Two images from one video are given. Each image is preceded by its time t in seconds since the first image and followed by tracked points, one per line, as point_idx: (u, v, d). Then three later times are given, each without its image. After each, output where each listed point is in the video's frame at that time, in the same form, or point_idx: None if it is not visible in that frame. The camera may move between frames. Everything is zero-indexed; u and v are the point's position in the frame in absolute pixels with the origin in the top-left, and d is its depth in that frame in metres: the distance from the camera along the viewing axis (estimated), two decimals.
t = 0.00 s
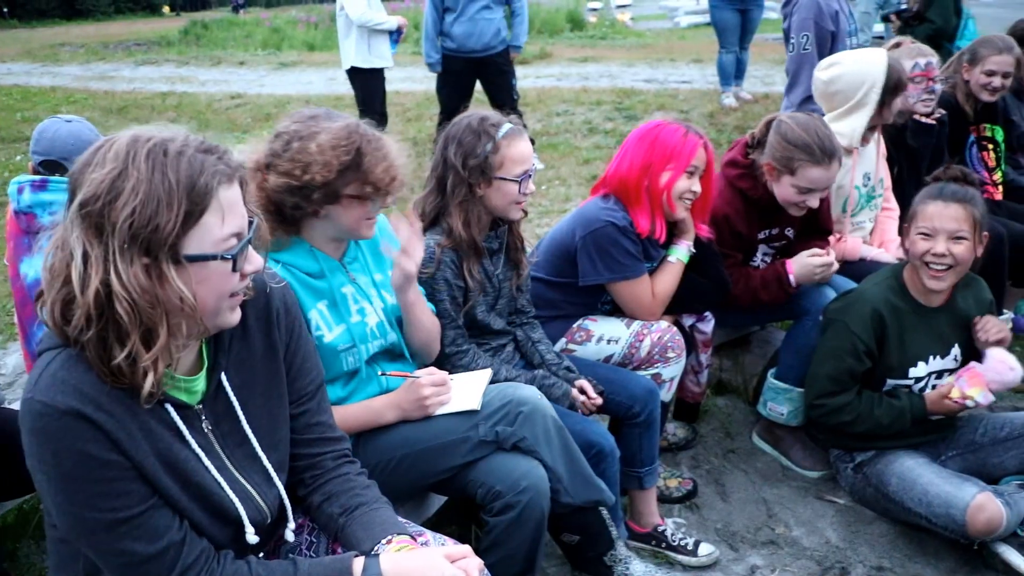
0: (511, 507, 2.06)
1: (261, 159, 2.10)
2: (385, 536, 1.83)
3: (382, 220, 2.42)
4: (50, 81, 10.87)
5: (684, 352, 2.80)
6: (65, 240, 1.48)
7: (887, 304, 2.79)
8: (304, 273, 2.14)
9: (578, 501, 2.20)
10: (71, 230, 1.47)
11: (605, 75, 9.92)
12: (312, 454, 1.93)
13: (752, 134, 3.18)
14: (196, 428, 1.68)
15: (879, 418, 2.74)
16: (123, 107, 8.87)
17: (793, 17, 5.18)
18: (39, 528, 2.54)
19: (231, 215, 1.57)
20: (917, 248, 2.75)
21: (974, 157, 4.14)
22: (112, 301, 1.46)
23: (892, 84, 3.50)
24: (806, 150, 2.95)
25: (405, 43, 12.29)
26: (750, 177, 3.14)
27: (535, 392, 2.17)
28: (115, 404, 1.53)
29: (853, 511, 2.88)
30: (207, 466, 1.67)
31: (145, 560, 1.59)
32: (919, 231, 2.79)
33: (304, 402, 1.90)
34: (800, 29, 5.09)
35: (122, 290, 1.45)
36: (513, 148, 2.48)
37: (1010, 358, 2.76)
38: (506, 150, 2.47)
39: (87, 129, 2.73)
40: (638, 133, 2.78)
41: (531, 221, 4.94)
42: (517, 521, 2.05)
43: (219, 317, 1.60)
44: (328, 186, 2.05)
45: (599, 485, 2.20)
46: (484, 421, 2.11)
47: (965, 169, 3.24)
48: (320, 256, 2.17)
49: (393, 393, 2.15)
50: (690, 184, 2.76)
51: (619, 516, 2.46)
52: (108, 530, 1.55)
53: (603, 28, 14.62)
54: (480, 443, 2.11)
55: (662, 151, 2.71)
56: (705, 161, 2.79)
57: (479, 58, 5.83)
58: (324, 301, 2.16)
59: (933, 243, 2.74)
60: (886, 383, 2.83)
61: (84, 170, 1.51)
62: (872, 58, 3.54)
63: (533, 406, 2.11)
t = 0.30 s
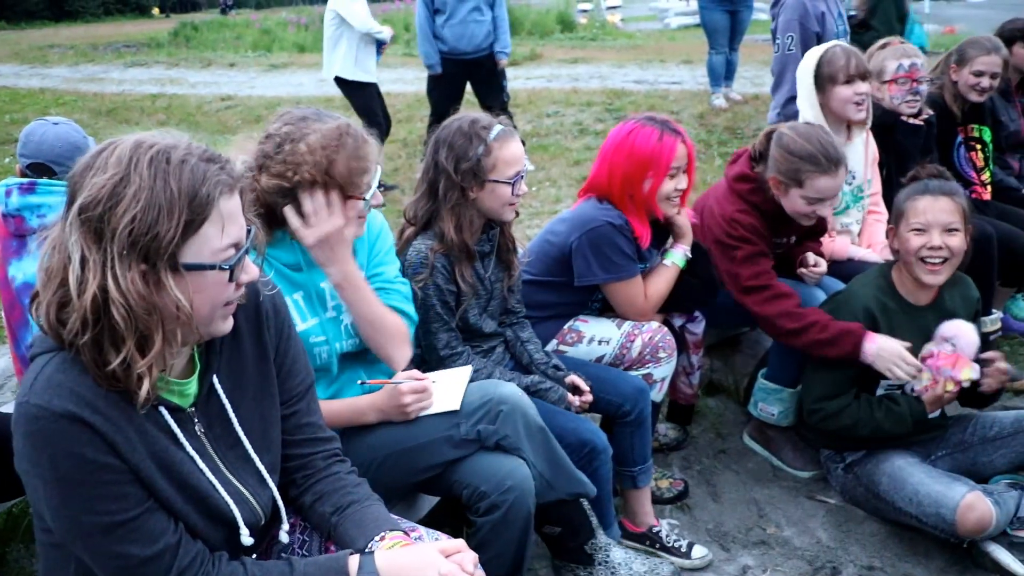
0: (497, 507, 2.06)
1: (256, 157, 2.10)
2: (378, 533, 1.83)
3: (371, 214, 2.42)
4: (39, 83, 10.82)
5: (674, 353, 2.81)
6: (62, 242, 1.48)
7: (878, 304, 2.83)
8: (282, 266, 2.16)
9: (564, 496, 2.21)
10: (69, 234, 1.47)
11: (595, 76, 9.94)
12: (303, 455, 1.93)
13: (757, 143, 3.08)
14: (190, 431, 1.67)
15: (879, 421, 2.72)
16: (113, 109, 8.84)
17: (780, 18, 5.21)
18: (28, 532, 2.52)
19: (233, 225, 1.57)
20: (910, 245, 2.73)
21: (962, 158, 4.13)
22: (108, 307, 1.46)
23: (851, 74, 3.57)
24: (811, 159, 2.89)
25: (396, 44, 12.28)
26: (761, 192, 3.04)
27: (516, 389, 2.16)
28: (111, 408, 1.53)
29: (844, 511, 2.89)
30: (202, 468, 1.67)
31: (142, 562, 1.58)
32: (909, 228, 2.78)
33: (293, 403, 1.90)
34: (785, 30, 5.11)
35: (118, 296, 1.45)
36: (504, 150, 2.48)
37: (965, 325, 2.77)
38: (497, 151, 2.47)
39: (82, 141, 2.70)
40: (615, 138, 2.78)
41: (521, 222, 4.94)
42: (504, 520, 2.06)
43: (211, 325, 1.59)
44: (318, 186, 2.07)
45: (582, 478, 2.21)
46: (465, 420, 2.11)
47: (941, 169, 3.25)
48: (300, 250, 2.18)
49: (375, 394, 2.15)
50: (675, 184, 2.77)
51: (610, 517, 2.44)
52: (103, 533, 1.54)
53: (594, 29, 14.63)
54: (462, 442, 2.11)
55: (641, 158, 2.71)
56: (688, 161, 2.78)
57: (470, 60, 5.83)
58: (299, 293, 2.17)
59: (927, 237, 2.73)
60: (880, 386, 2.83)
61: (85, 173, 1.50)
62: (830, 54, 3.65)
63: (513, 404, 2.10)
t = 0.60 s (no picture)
0: (492, 513, 2.06)
1: (265, 159, 2.08)
2: (374, 526, 1.83)
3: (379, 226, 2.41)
4: (28, 86, 10.78)
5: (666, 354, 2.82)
6: (53, 248, 1.47)
7: (871, 304, 2.85)
8: (284, 276, 2.14)
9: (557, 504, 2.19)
10: (59, 240, 1.46)
11: (585, 78, 9.94)
12: (293, 453, 1.92)
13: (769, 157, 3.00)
14: (184, 434, 1.67)
15: (872, 421, 2.74)
16: (102, 112, 8.81)
17: (769, 20, 5.22)
18: (17, 537, 2.51)
19: (220, 230, 1.57)
20: (906, 245, 2.74)
21: (952, 159, 4.15)
22: (99, 312, 1.46)
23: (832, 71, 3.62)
24: (826, 182, 2.80)
25: (387, 46, 12.27)
26: (775, 212, 2.97)
27: (514, 397, 2.16)
28: (108, 411, 1.53)
29: (836, 511, 2.89)
30: (198, 470, 1.67)
31: (141, 566, 1.58)
32: (903, 228, 2.78)
33: (283, 401, 1.89)
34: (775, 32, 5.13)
35: (109, 302, 1.45)
36: (497, 156, 2.48)
37: (952, 327, 2.76)
38: (491, 158, 2.47)
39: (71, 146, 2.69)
40: (609, 140, 2.77)
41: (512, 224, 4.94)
42: (499, 526, 2.05)
43: (202, 329, 1.59)
44: (322, 195, 2.05)
45: (578, 486, 2.19)
46: (463, 428, 2.11)
47: (928, 168, 3.25)
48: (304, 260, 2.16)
49: (370, 398, 2.15)
50: (668, 191, 2.74)
51: (614, 518, 2.42)
52: (101, 537, 1.53)
53: (583, 31, 14.64)
54: (459, 450, 2.10)
55: (633, 162, 2.70)
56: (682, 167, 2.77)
57: (461, 62, 5.83)
58: (302, 305, 2.15)
59: (922, 238, 2.74)
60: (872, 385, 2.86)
61: (73, 178, 1.50)
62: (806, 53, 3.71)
63: (513, 413, 2.11)
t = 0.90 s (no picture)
0: (486, 516, 2.05)
1: (282, 155, 2.05)
2: (363, 534, 1.83)
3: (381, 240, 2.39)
4: (17, 89, 10.74)
5: (656, 356, 2.82)
6: (63, 251, 1.46)
7: (861, 298, 2.87)
8: (290, 289, 2.10)
9: (553, 505, 2.19)
10: (71, 243, 1.46)
11: (576, 81, 9.95)
12: (286, 459, 1.92)
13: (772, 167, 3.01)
14: (179, 437, 1.67)
15: (849, 411, 2.77)
16: (92, 115, 8.78)
17: (759, 22, 5.24)
18: (6, 542, 2.50)
19: (229, 235, 1.57)
20: (869, 248, 2.84)
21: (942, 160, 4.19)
22: (112, 315, 1.45)
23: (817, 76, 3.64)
24: (824, 198, 2.81)
25: (377, 50, 12.27)
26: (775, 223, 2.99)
27: (508, 404, 2.17)
28: (107, 411, 1.52)
29: (827, 513, 2.90)
30: (193, 474, 1.67)
31: (133, 569, 1.57)
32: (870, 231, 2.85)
33: (279, 406, 1.88)
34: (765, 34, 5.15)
35: (123, 304, 1.44)
36: (486, 160, 2.48)
37: (941, 323, 2.76)
38: (479, 162, 2.47)
39: (60, 151, 2.68)
40: (606, 144, 2.77)
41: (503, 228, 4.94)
42: (492, 531, 2.05)
43: (210, 333, 1.59)
44: (323, 207, 2.01)
45: (573, 488, 2.19)
46: (457, 435, 2.11)
47: (925, 165, 3.26)
48: (310, 273, 2.13)
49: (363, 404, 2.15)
50: (659, 201, 2.75)
51: (609, 524, 2.41)
52: (95, 538, 1.53)
53: (573, 34, 14.67)
54: (452, 456, 2.10)
55: (627, 168, 2.70)
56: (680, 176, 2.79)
57: (451, 65, 5.85)
58: (308, 320, 2.13)
59: (879, 242, 2.80)
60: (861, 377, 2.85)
61: (86, 181, 1.49)
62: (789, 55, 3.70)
63: (507, 419, 2.11)
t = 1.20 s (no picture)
0: (479, 518, 2.05)
1: (319, 159, 2.02)
2: (356, 543, 1.82)
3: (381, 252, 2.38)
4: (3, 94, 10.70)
5: (646, 358, 2.82)
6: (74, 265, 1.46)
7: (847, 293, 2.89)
8: (290, 299, 2.07)
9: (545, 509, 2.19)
10: (82, 257, 1.45)
11: (564, 84, 9.96)
12: (281, 468, 1.91)
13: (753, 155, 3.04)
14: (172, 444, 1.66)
15: (818, 400, 2.79)
16: (79, 120, 8.75)
17: (747, 25, 5.25)
18: None
19: (238, 251, 1.56)
20: (856, 250, 2.86)
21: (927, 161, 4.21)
22: (121, 329, 1.45)
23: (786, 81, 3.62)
24: (800, 179, 2.84)
25: (365, 54, 12.27)
26: (753, 207, 3.01)
27: (501, 407, 2.17)
28: (107, 417, 1.52)
29: (816, 514, 2.90)
30: (188, 483, 1.66)
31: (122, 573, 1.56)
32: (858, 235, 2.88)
33: (273, 415, 1.88)
34: (753, 37, 5.15)
35: (132, 319, 1.43)
36: (475, 164, 2.47)
37: (897, 309, 2.70)
38: (468, 167, 2.46)
39: (47, 159, 2.67)
40: (603, 148, 2.77)
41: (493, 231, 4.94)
42: (485, 532, 2.04)
43: (219, 345, 1.58)
44: (331, 228, 1.96)
45: (566, 492, 2.20)
46: (450, 436, 2.11)
47: (921, 169, 3.28)
48: (311, 284, 2.09)
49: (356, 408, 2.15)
50: (654, 207, 2.77)
51: (604, 534, 2.41)
52: (86, 540, 1.53)
53: (561, 37, 14.69)
54: (445, 458, 2.10)
55: (624, 173, 2.71)
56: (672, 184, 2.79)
57: (439, 69, 5.84)
58: (307, 331, 2.11)
59: (865, 246, 2.82)
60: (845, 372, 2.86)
61: (96, 195, 1.49)
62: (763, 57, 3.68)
63: (500, 421, 2.12)
